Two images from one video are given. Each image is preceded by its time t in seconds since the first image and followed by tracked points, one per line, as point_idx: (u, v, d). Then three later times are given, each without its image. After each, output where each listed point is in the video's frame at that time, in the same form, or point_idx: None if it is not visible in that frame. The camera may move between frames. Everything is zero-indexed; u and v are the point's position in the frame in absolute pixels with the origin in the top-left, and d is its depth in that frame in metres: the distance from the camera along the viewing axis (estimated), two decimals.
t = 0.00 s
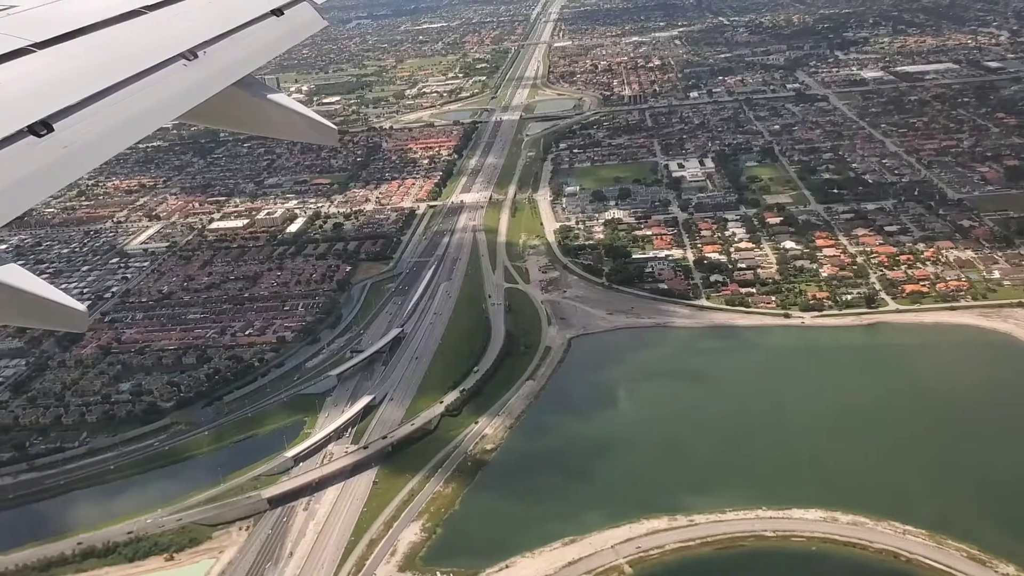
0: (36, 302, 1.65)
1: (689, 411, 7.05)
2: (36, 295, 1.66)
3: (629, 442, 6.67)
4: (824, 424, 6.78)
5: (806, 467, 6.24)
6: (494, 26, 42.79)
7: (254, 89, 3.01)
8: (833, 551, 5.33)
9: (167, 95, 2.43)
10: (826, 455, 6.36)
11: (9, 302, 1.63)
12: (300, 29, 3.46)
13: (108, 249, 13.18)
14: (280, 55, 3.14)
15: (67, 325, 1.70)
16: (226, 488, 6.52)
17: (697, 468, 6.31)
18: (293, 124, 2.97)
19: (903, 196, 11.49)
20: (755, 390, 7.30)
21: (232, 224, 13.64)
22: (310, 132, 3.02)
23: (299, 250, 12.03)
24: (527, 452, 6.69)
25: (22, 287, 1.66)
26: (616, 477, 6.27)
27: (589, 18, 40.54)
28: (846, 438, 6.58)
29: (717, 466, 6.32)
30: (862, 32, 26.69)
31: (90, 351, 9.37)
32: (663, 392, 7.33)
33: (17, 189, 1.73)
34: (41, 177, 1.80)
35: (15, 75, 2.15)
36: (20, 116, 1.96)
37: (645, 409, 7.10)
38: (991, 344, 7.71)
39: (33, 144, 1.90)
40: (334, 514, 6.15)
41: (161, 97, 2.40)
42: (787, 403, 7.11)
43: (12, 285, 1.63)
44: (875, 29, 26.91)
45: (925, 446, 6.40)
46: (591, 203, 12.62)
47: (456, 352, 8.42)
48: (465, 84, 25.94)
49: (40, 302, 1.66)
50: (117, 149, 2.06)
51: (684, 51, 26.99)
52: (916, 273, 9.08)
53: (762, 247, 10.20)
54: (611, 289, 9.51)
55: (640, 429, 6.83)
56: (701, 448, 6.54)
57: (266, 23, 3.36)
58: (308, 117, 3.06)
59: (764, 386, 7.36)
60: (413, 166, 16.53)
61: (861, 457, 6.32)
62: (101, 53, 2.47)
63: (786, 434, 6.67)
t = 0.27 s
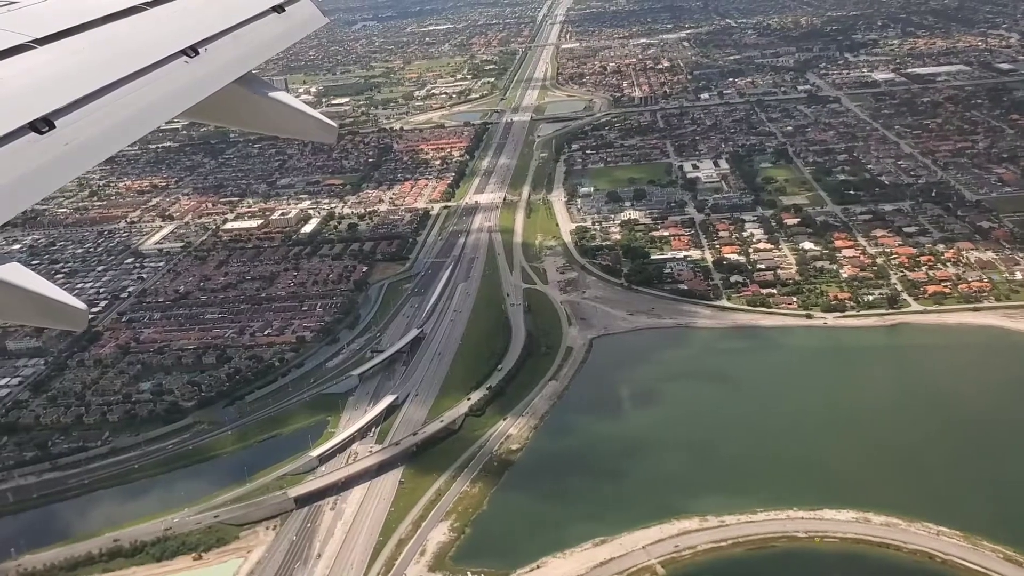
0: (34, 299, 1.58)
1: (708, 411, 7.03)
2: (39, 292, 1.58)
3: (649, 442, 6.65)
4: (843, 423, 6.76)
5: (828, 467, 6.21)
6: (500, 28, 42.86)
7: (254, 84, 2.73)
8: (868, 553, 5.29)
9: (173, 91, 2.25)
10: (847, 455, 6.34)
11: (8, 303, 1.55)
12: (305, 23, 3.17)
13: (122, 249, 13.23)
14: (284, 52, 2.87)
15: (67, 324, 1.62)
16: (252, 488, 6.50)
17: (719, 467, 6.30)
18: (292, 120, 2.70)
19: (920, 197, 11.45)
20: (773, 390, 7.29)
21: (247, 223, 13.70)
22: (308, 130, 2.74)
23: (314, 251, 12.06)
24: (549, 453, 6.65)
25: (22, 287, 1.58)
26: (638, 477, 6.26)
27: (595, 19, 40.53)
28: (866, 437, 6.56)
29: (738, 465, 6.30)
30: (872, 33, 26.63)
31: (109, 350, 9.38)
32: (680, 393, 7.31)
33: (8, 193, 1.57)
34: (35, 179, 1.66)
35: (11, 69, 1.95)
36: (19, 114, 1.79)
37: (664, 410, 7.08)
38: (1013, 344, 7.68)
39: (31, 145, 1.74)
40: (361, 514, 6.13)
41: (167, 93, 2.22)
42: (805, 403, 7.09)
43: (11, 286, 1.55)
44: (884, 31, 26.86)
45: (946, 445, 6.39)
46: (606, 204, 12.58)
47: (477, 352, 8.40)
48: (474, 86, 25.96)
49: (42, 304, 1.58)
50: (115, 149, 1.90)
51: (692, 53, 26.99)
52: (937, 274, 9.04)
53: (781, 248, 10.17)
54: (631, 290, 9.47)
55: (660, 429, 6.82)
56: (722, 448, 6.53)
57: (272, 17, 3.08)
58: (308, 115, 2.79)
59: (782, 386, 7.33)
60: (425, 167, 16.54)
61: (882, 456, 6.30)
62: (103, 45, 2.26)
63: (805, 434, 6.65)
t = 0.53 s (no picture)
0: (41, 299, 1.65)
1: (730, 411, 7.01)
2: (42, 292, 1.65)
3: (672, 442, 6.64)
4: (864, 423, 6.75)
5: (853, 467, 6.20)
6: (504, 30, 42.87)
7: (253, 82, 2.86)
8: (899, 553, 5.28)
9: (173, 83, 2.30)
10: (871, 455, 6.32)
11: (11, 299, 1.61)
12: (299, 18, 3.28)
13: (134, 250, 13.26)
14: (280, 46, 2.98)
15: (67, 319, 1.70)
16: (275, 488, 6.49)
17: (743, 467, 6.28)
18: (295, 119, 2.86)
19: (935, 199, 11.42)
20: (794, 390, 7.27)
21: (258, 223, 13.77)
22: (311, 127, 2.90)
23: (328, 251, 12.10)
24: (573, 453, 6.63)
25: (25, 284, 1.64)
26: (663, 477, 6.24)
27: (600, 22, 40.51)
28: (890, 437, 6.54)
29: (762, 465, 6.29)
30: (879, 35, 26.57)
31: (125, 350, 9.39)
32: (701, 394, 7.30)
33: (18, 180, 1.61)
34: (44, 167, 1.70)
35: (13, 63, 1.98)
36: (22, 105, 1.81)
37: (686, 410, 7.07)
38: None
39: (38, 135, 1.77)
40: (386, 514, 6.11)
41: (169, 86, 2.27)
42: (827, 403, 7.08)
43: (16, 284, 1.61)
44: (892, 32, 26.80)
45: (971, 445, 6.37)
46: (619, 205, 12.57)
47: (496, 352, 8.38)
48: (481, 88, 25.95)
49: (47, 302, 1.66)
50: (121, 137, 1.94)
51: (699, 55, 26.96)
52: (956, 276, 9.03)
53: (797, 249, 10.16)
54: (648, 290, 9.46)
55: (682, 429, 6.80)
56: (746, 448, 6.51)
57: (266, 12, 3.17)
58: (308, 110, 2.93)
59: (803, 387, 7.32)
60: (435, 168, 16.54)
61: (907, 456, 6.28)
62: (101, 39, 2.29)
63: (827, 434, 6.64)
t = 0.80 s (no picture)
0: (54, 301, 1.63)
1: (754, 411, 7.00)
2: (51, 294, 1.62)
3: (698, 444, 6.62)
4: (891, 423, 6.72)
5: (882, 466, 6.18)
6: (511, 32, 42.95)
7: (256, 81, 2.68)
8: (936, 554, 5.24)
9: (177, 83, 2.19)
10: (899, 454, 6.31)
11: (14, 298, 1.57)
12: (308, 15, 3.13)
13: (151, 251, 13.36)
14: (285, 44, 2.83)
15: (74, 319, 1.69)
16: (304, 488, 6.48)
17: (771, 468, 6.26)
18: (300, 117, 2.64)
19: (954, 199, 11.37)
20: (817, 390, 7.27)
21: (274, 225, 13.88)
22: (315, 126, 2.68)
23: (345, 252, 12.17)
24: (599, 453, 6.62)
25: (31, 282, 1.62)
26: (691, 477, 6.23)
27: (607, 24, 40.49)
28: (917, 436, 6.52)
29: (790, 466, 6.25)
30: (889, 36, 26.50)
31: (146, 350, 9.42)
32: (725, 394, 7.29)
33: (14, 185, 1.51)
34: (40, 171, 1.60)
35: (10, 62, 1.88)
36: (19, 107, 1.71)
37: (711, 411, 7.06)
38: None
39: (36, 137, 1.67)
40: (416, 514, 6.09)
41: (173, 86, 2.16)
42: (851, 402, 7.06)
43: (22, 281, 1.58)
44: (902, 33, 26.71)
45: (999, 444, 6.35)
46: (635, 206, 12.55)
47: (519, 353, 8.37)
48: (491, 90, 26.00)
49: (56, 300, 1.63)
50: (121, 140, 1.84)
51: (708, 56, 26.96)
52: (979, 276, 8.98)
53: (817, 250, 10.13)
54: (669, 292, 9.42)
55: (708, 430, 6.80)
56: (773, 448, 6.50)
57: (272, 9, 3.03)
58: (312, 110, 2.73)
59: (826, 387, 7.30)
60: (447, 170, 16.59)
61: (936, 456, 6.26)
62: (104, 37, 2.20)
63: (854, 434, 6.61)
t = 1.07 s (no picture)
0: (46, 303, 1.58)
1: (778, 412, 6.98)
2: (42, 295, 1.57)
3: (724, 445, 6.59)
4: (916, 424, 6.68)
5: (910, 466, 6.16)
6: (518, 34, 42.98)
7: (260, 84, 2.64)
8: (972, 556, 5.20)
9: (182, 81, 2.22)
10: (927, 454, 6.28)
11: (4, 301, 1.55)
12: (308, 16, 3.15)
13: (166, 253, 13.41)
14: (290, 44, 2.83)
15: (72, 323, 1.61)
16: (331, 489, 6.46)
17: (799, 469, 6.22)
18: (305, 119, 2.57)
19: (972, 201, 11.32)
20: (840, 389, 7.25)
21: (288, 227, 13.91)
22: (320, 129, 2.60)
23: (361, 254, 12.20)
24: (625, 455, 6.59)
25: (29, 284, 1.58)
26: (720, 478, 6.20)
27: (613, 28, 40.48)
28: (943, 436, 6.50)
29: (818, 467, 6.22)
30: (899, 38, 26.42)
31: (165, 351, 9.44)
32: (748, 395, 7.26)
33: (13, 189, 1.54)
34: (46, 173, 1.63)
35: (17, 65, 1.93)
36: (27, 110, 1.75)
37: (735, 412, 7.03)
38: None
39: (40, 138, 1.70)
40: (444, 515, 6.07)
41: (177, 84, 2.19)
42: (875, 402, 7.05)
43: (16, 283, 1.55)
44: (911, 36, 26.64)
45: None
46: (650, 208, 12.54)
47: (540, 354, 8.35)
48: (500, 92, 26.01)
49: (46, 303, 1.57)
50: (128, 139, 1.87)
51: (718, 59, 26.92)
52: (1002, 278, 8.93)
53: (836, 252, 10.10)
54: (689, 293, 9.39)
55: (734, 431, 6.77)
56: (800, 448, 6.48)
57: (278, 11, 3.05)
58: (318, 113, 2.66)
59: (849, 387, 7.28)
60: (460, 172, 16.59)
61: (963, 456, 6.24)
62: (109, 39, 2.24)
63: (880, 434, 6.58)
